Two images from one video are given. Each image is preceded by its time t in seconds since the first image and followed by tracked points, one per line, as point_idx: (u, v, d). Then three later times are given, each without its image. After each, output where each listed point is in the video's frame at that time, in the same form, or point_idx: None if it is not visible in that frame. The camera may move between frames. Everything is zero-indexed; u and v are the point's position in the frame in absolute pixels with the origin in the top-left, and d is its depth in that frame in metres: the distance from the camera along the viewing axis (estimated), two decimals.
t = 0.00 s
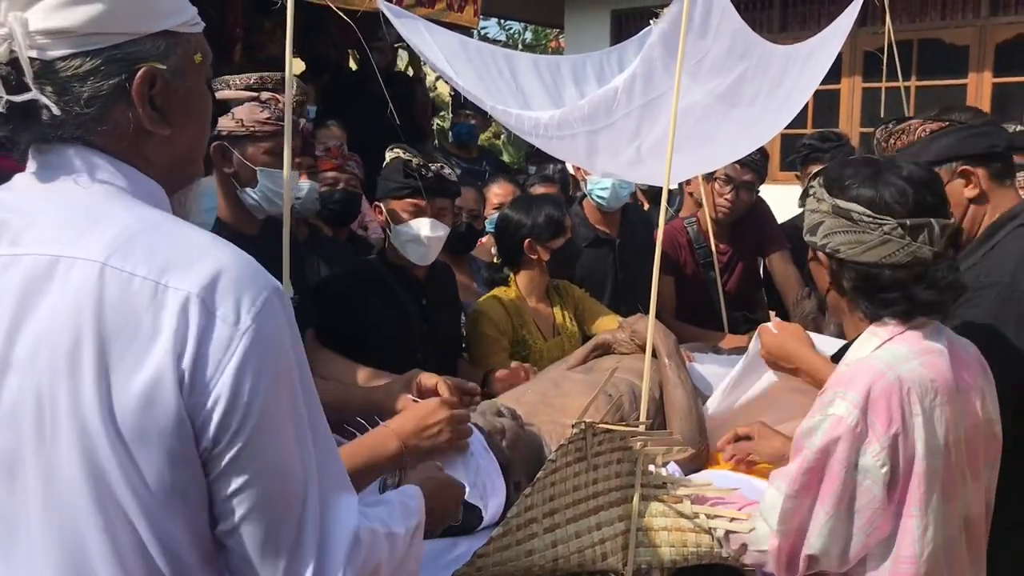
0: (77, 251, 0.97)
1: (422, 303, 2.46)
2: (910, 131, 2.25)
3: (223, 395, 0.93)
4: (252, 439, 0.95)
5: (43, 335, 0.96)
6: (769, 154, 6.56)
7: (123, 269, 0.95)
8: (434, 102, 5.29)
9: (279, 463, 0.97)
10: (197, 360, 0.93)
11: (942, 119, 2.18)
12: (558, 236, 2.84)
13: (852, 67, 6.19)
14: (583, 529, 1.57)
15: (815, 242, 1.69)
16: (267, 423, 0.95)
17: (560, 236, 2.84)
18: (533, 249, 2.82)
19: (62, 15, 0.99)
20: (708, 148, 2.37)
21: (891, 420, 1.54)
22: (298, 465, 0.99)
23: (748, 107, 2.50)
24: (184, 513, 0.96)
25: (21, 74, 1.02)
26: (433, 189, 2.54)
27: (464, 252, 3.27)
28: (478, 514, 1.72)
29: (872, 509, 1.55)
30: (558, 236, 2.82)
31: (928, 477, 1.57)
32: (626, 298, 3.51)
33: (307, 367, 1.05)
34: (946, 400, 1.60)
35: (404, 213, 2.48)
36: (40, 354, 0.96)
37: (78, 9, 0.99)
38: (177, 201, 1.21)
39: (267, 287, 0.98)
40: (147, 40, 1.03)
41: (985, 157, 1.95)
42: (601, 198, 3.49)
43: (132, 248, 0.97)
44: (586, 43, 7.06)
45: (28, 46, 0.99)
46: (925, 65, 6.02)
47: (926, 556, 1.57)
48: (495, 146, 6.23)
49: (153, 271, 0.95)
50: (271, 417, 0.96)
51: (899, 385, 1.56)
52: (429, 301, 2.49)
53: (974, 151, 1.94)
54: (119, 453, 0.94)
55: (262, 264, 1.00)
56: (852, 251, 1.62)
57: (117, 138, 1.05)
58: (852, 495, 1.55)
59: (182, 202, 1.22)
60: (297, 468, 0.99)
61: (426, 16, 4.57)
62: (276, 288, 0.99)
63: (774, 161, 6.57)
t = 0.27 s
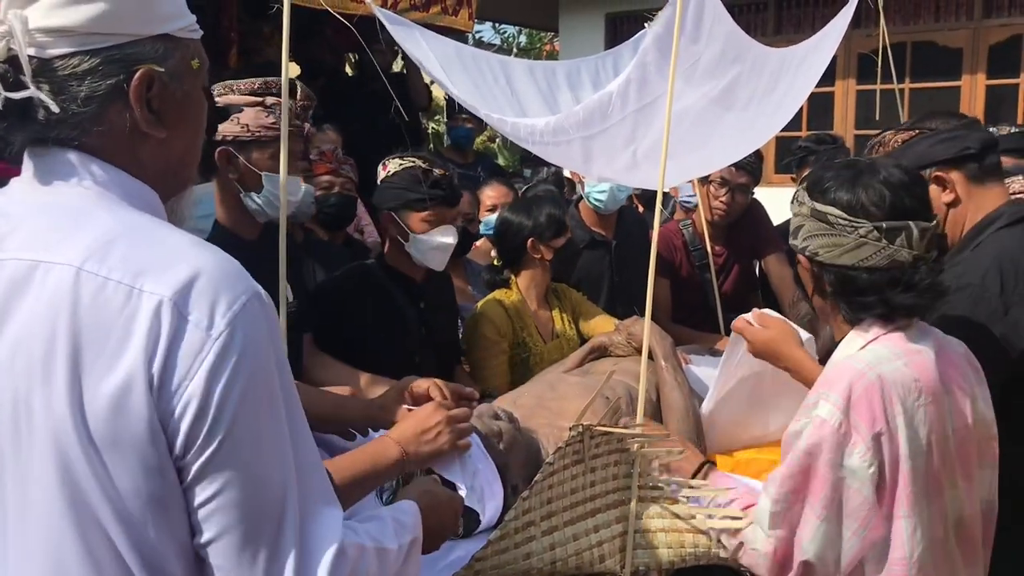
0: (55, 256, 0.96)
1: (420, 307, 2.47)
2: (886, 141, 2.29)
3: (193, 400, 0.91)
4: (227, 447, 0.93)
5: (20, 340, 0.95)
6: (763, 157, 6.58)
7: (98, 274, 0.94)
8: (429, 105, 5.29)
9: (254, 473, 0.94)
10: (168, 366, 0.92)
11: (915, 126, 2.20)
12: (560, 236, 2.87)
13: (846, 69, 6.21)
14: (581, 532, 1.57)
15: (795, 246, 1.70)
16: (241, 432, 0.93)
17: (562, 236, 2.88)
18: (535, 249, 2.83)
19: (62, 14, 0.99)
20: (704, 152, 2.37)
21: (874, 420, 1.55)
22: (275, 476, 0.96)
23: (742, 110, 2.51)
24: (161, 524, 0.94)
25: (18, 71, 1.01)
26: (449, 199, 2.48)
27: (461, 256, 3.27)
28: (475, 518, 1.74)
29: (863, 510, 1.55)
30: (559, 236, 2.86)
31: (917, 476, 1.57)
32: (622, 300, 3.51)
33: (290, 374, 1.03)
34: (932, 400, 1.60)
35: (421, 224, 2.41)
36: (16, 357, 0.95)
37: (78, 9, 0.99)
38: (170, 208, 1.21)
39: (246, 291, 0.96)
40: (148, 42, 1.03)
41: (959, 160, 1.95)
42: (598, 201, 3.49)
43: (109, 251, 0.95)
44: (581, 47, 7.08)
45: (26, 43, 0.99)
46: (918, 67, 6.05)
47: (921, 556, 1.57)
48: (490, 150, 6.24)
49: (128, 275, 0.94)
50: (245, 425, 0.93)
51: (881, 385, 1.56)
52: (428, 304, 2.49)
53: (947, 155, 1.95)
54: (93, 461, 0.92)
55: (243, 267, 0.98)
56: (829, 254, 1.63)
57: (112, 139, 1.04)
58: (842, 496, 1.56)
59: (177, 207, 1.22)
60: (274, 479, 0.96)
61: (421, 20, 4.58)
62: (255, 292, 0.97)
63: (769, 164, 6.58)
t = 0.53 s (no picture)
0: (47, 259, 0.96)
1: (422, 307, 2.46)
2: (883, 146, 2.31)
3: (188, 400, 0.91)
4: (222, 448, 0.93)
5: (12, 342, 0.95)
6: (760, 158, 6.59)
7: (90, 277, 0.94)
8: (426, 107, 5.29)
9: (249, 475, 0.94)
10: (162, 367, 0.91)
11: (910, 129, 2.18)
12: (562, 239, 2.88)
13: (842, 71, 6.23)
14: (580, 533, 1.57)
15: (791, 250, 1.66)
16: (236, 433, 0.93)
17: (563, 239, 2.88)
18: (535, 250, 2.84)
19: (50, 15, 0.98)
20: (701, 153, 2.37)
21: (791, 396, 1.55)
22: (270, 477, 0.96)
23: (739, 112, 2.51)
24: (157, 526, 0.94)
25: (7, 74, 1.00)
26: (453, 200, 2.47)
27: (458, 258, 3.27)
28: (473, 520, 1.73)
29: (773, 471, 1.58)
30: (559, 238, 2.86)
31: (849, 461, 1.54)
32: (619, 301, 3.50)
33: (284, 375, 1.02)
34: (884, 395, 1.54)
35: (426, 224, 2.40)
36: (8, 361, 0.95)
37: (67, 10, 0.98)
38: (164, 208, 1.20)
39: (239, 292, 0.96)
40: (138, 43, 1.03)
41: (951, 165, 1.96)
42: (599, 204, 3.49)
43: (101, 253, 0.95)
44: (578, 49, 7.08)
45: (14, 45, 0.98)
46: (915, 69, 6.06)
47: (842, 540, 1.55)
48: (488, 152, 6.24)
49: (120, 277, 0.93)
50: (240, 425, 0.93)
51: (814, 367, 1.55)
52: (428, 305, 2.49)
53: (939, 160, 1.96)
54: (87, 463, 0.92)
55: (236, 268, 0.98)
56: (818, 261, 1.58)
57: (104, 142, 1.04)
58: (763, 459, 1.58)
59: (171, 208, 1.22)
60: (269, 481, 0.96)
61: (418, 22, 4.58)
62: (248, 293, 0.96)
63: (766, 165, 6.59)
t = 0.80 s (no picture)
0: (45, 262, 0.96)
1: (420, 306, 2.47)
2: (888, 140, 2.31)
3: (189, 402, 0.92)
4: (222, 450, 0.93)
5: (11, 344, 0.95)
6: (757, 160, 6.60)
7: (90, 280, 0.94)
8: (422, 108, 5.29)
9: (249, 477, 0.94)
10: (162, 369, 0.92)
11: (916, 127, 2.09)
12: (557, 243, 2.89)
13: (838, 72, 6.24)
14: (576, 535, 1.57)
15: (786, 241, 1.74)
16: (236, 435, 0.93)
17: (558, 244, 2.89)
18: (529, 253, 2.86)
19: (44, 18, 0.98)
20: (698, 153, 2.37)
21: (764, 376, 1.66)
22: (270, 480, 0.96)
23: (734, 113, 2.51)
24: (158, 527, 0.94)
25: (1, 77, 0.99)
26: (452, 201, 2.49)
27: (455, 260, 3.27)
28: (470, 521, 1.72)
29: (736, 448, 1.70)
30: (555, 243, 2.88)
31: (811, 443, 1.66)
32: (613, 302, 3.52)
33: (282, 378, 1.03)
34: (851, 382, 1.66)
35: (423, 224, 2.41)
36: (6, 362, 0.95)
37: (61, 13, 0.98)
38: (160, 211, 1.20)
39: (238, 294, 0.96)
40: (133, 46, 1.03)
41: (957, 167, 1.96)
42: (595, 206, 3.50)
43: (100, 256, 0.95)
44: (574, 51, 7.09)
45: (10, 49, 0.98)
46: (910, 70, 6.07)
47: (801, 518, 1.67)
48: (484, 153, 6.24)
49: (119, 280, 0.93)
50: (240, 428, 0.94)
51: (789, 352, 1.67)
52: (427, 304, 2.50)
53: (946, 163, 1.96)
54: (88, 464, 0.92)
55: (235, 270, 0.98)
56: (807, 249, 1.67)
57: (101, 145, 1.04)
58: (725, 435, 1.70)
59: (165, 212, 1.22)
60: (269, 483, 0.96)
61: (414, 23, 4.58)
62: (247, 295, 0.97)
63: (762, 167, 6.60)
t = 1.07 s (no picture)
0: (37, 266, 0.95)
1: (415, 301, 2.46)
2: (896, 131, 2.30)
3: (182, 408, 0.91)
4: (216, 457, 0.93)
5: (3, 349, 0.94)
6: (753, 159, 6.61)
7: (83, 285, 0.93)
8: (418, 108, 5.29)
9: (242, 483, 0.94)
10: (155, 375, 0.91)
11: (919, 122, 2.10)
12: (546, 247, 2.86)
13: (835, 72, 6.25)
14: (573, 534, 1.57)
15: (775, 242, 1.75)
16: (230, 442, 0.93)
17: (547, 248, 2.86)
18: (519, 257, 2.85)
19: (36, 18, 0.97)
20: (693, 154, 2.37)
21: (750, 371, 1.67)
22: (263, 487, 0.96)
23: (729, 114, 2.51)
24: (151, 532, 0.95)
25: None
26: (448, 208, 2.47)
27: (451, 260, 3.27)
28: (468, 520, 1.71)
29: (727, 448, 1.70)
30: (544, 247, 2.85)
31: (796, 438, 1.67)
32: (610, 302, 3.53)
33: (276, 383, 1.03)
34: (836, 377, 1.67)
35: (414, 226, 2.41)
36: None
37: (53, 12, 0.97)
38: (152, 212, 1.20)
39: (232, 299, 0.96)
40: (125, 44, 1.02)
41: (959, 166, 1.97)
42: (595, 212, 3.50)
43: (93, 260, 0.94)
44: (571, 51, 7.09)
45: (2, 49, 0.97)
46: (906, 70, 6.08)
47: (786, 512, 1.69)
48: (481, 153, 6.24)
49: (113, 285, 0.93)
50: (233, 435, 0.93)
51: (774, 347, 1.68)
52: (421, 299, 2.48)
53: (946, 160, 1.97)
54: (81, 469, 0.92)
55: (229, 274, 0.98)
56: (798, 244, 1.68)
57: (98, 145, 1.04)
58: (717, 435, 1.70)
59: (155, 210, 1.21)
60: (262, 491, 0.96)
61: (410, 23, 4.58)
62: (241, 300, 0.97)
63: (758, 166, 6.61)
